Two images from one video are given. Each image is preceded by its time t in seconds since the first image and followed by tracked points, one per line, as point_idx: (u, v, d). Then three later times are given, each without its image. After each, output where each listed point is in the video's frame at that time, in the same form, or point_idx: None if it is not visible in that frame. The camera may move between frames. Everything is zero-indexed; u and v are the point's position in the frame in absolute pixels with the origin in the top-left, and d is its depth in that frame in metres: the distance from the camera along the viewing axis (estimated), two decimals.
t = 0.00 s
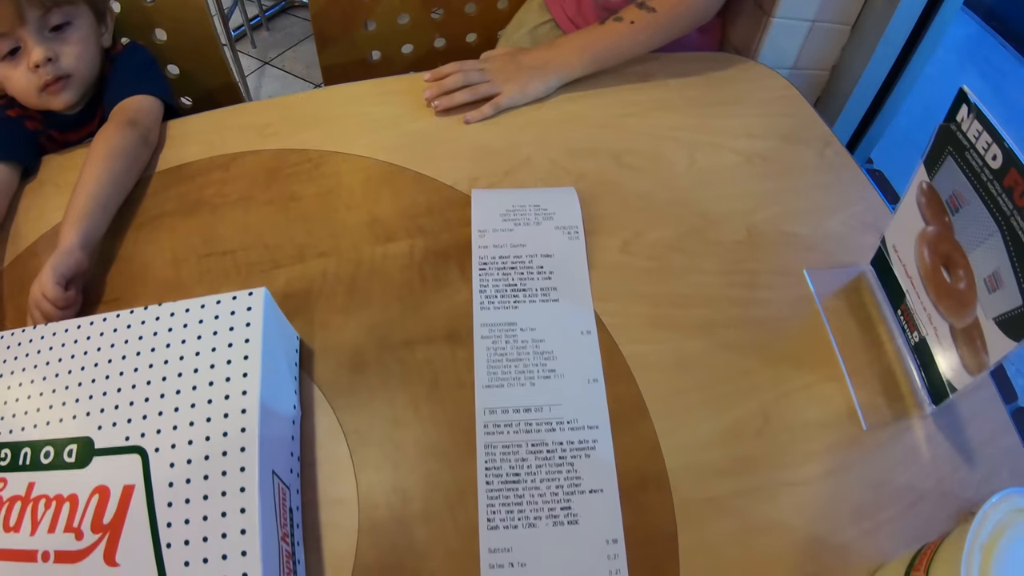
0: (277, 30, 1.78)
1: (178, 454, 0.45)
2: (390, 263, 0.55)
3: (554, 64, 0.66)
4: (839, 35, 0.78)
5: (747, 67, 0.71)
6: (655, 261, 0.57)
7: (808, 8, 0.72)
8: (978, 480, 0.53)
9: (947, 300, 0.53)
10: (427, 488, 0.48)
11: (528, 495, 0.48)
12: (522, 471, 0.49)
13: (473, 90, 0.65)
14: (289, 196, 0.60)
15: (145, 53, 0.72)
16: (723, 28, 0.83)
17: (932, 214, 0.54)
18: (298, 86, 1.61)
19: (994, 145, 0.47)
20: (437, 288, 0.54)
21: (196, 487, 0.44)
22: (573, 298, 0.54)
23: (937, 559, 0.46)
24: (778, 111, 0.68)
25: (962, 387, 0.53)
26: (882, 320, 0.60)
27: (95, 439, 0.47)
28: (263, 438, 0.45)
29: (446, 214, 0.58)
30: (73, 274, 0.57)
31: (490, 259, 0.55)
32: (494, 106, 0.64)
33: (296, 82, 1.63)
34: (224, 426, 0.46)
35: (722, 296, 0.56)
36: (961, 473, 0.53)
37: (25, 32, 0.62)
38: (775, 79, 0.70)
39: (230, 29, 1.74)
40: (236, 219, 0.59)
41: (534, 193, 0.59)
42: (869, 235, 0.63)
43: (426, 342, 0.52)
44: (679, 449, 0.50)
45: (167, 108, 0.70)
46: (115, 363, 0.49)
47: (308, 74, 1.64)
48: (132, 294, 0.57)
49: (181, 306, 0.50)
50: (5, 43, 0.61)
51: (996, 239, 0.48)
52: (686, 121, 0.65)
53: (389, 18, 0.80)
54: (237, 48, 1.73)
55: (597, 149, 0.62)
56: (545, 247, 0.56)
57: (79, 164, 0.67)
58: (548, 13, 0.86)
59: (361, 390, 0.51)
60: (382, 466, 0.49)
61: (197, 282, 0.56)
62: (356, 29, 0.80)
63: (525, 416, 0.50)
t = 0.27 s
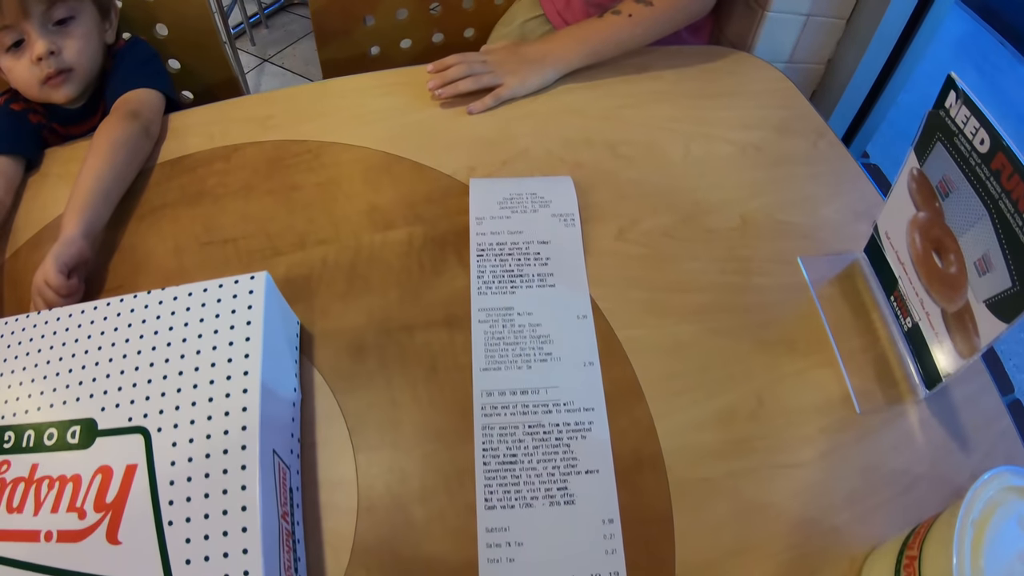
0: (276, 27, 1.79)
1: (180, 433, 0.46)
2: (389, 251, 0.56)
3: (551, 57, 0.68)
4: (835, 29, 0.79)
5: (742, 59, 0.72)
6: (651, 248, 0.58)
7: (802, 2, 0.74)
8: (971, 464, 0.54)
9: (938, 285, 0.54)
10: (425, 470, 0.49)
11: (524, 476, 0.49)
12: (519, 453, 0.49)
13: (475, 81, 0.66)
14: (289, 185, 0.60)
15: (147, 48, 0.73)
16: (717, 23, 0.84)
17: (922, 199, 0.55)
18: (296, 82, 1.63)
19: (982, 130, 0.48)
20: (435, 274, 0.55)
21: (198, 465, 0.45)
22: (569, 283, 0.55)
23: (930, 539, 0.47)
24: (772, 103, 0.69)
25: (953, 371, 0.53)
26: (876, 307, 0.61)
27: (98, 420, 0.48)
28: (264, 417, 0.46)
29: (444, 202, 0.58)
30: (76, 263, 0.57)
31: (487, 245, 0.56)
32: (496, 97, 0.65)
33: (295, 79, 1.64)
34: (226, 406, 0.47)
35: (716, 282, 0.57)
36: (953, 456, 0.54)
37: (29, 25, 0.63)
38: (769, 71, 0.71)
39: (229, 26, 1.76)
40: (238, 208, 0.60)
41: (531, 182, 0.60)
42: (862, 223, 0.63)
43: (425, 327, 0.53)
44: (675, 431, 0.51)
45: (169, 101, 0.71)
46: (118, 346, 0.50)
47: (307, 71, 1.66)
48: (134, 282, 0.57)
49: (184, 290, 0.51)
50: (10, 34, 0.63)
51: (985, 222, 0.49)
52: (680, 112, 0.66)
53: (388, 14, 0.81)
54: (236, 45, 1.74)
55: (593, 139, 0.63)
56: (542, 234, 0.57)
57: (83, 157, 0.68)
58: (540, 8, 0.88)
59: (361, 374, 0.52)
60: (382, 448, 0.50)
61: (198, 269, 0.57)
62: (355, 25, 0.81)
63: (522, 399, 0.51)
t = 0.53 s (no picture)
0: (276, 24, 1.80)
1: (182, 415, 0.47)
2: (389, 238, 0.57)
3: (549, 49, 0.68)
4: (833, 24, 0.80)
5: (738, 52, 0.73)
6: (648, 235, 0.58)
7: None
8: (967, 449, 0.54)
9: (932, 270, 0.54)
10: (424, 453, 0.50)
11: (523, 458, 0.49)
12: (518, 436, 0.50)
13: (478, 72, 0.66)
14: (290, 175, 0.61)
15: (149, 43, 0.74)
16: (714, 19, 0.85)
17: (917, 186, 0.56)
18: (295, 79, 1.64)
19: (974, 116, 0.49)
20: (435, 261, 0.56)
21: (199, 446, 0.46)
22: (567, 269, 0.55)
23: (926, 518, 0.47)
24: (769, 95, 0.69)
25: (949, 356, 0.54)
26: (872, 295, 0.62)
27: (101, 403, 0.48)
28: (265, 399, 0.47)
29: (444, 191, 0.59)
30: (81, 253, 0.58)
31: (486, 233, 0.57)
32: (498, 88, 0.65)
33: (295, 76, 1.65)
34: (228, 388, 0.47)
35: (714, 269, 0.58)
36: (950, 441, 0.55)
37: (29, 21, 0.64)
38: (765, 64, 0.72)
39: (229, 23, 1.77)
40: (239, 197, 0.61)
41: (529, 171, 0.60)
42: (858, 212, 0.64)
43: (425, 312, 0.54)
44: (673, 414, 0.51)
45: (171, 95, 0.72)
46: (121, 330, 0.51)
47: (306, 67, 1.67)
48: (137, 270, 0.58)
49: (186, 275, 0.52)
50: (10, 30, 0.64)
51: (978, 207, 0.49)
52: (678, 103, 0.67)
53: (387, 8, 0.82)
54: (236, 42, 1.76)
55: (591, 129, 0.64)
56: (540, 222, 0.57)
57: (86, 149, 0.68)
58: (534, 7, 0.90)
59: (361, 359, 0.52)
60: (382, 431, 0.50)
61: (200, 257, 0.57)
62: (355, 19, 0.82)
63: (521, 382, 0.51)
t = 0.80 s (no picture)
0: (275, 21, 1.82)
1: (182, 387, 0.47)
2: (389, 220, 0.57)
3: (547, 37, 0.69)
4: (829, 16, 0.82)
5: (734, 41, 0.74)
6: (645, 217, 0.59)
7: None
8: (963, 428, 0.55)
9: (927, 249, 0.55)
10: (423, 430, 0.50)
11: (522, 433, 0.49)
12: (517, 412, 0.50)
13: (475, 59, 0.67)
14: (291, 159, 0.62)
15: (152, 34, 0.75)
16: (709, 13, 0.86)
17: (911, 167, 0.56)
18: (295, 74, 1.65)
19: (965, 94, 0.49)
20: (434, 242, 0.56)
21: (199, 419, 0.46)
22: (565, 249, 0.56)
23: (923, 492, 0.48)
24: (764, 83, 0.70)
25: (945, 335, 0.54)
26: (868, 277, 0.62)
27: (102, 377, 0.49)
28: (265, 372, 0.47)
29: (444, 174, 0.60)
30: (83, 236, 0.58)
31: (485, 214, 0.57)
32: (495, 74, 0.66)
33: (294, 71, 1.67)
34: (228, 360, 0.47)
35: (710, 250, 0.58)
36: (946, 420, 0.55)
37: (22, 16, 0.65)
38: (760, 53, 0.73)
39: (228, 19, 1.78)
40: (240, 181, 0.61)
41: (527, 154, 0.61)
42: (853, 196, 0.65)
43: (424, 291, 0.54)
44: (670, 391, 0.52)
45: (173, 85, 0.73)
46: (122, 307, 0.51)
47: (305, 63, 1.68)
48: (138, 252, 0.58)
49: (188, 253, 0.52)
50: (4, 25, 0.64)
51: (971, 184, 0.50)
52: (674, 90, 0.68)
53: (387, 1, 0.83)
54: (236, 39, 1.77)
55: (588, 115, 0.65)
56: (539, 203, 0.58)
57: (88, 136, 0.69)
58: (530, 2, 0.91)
59: (361, 336, 0.53)
60: (381, 407, 0.51)
61: (201, 238, 0.58)
62: (356, 11, 0.83)
63: (519, 359, 0.52)
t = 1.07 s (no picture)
0: (274, 16, 1.83)
1: (180, 360, 0.47)
2: (388, 200, 0.58)
3: (544, 24, 0.70)
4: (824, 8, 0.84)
5: (730, 30, 0.75)
6: (641, 197, 0.59)
7: None
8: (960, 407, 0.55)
9: (922, 228, 0.55)
10: (420, 405, 0.50)
11: (519, 408, 0.49)
12: (514, 386, 0.50)
13: (474, 44, 0.68)
14: (291, 142, 0.62)
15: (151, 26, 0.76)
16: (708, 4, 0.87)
17: (905, 147, 0.57)
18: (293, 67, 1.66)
19: (957, 71, 0.50)
20: (432, 221, 0.57)
21: (197, 390, 0.46)
22: (563, 229, 0.56)
23: (922, 466, 0.47)
24: (761, 71, 0.71)
25: (942, 313, 0.54)
26: (864, 259, 0.63)
27: (101, 351, 0.49)
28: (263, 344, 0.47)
29: (442, 156, 0.60)
30: (75, 215, 0.59)
31: (483, 194, 0.58)
32: (493, 59, 0.67)
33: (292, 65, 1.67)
34: (227, 333, 0.47)
35: (706, 230, 0.59)
36: (943, 399, 0.55)
37: (7, 14, 0.65)
38: (755, 41, 0.74)
39: (228, 14, 1.79)
40: (240, 163, 0.62)
41: (524, 137, 0.61)
42: (849, 179, 0.65)
43: (422, 270, 0.54)
44: (667, 367, 0.52)
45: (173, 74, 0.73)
46: (122, 283, 0.52)
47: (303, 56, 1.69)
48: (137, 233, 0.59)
49: (188, 230, 0.53)
50: None
51: (964, 160, 0.50)
52: (670, 77, 0.69)
53: None
54: (235, 34, 1.78)
55: (585, 100, 0.65)
56: (536, 184, 0.58)
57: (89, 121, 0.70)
58: None
59: (359, 314, 0.53)
60: (379, 383, 0.51)
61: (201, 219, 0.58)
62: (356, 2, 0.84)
63: (517, 335, 0.52)
